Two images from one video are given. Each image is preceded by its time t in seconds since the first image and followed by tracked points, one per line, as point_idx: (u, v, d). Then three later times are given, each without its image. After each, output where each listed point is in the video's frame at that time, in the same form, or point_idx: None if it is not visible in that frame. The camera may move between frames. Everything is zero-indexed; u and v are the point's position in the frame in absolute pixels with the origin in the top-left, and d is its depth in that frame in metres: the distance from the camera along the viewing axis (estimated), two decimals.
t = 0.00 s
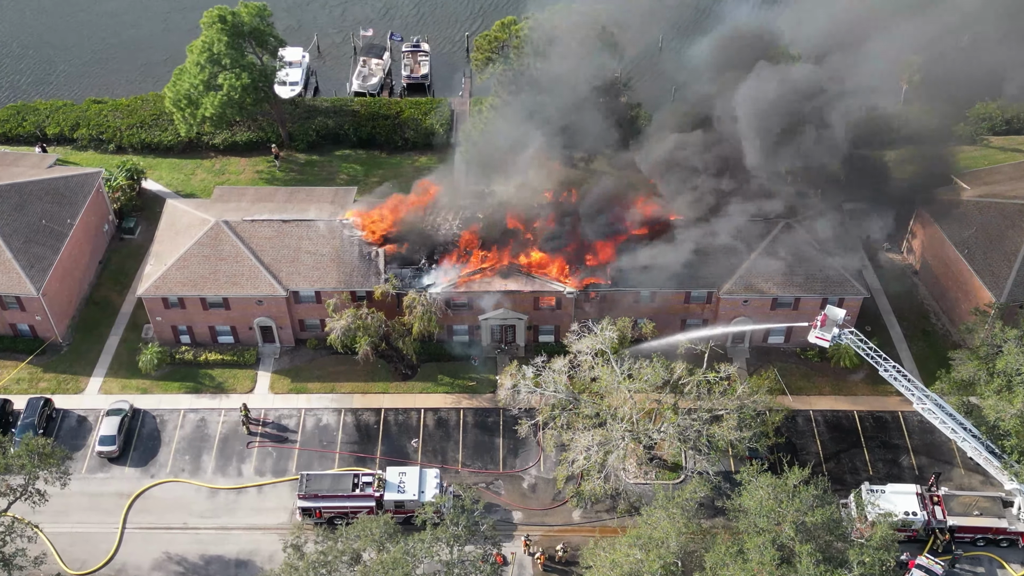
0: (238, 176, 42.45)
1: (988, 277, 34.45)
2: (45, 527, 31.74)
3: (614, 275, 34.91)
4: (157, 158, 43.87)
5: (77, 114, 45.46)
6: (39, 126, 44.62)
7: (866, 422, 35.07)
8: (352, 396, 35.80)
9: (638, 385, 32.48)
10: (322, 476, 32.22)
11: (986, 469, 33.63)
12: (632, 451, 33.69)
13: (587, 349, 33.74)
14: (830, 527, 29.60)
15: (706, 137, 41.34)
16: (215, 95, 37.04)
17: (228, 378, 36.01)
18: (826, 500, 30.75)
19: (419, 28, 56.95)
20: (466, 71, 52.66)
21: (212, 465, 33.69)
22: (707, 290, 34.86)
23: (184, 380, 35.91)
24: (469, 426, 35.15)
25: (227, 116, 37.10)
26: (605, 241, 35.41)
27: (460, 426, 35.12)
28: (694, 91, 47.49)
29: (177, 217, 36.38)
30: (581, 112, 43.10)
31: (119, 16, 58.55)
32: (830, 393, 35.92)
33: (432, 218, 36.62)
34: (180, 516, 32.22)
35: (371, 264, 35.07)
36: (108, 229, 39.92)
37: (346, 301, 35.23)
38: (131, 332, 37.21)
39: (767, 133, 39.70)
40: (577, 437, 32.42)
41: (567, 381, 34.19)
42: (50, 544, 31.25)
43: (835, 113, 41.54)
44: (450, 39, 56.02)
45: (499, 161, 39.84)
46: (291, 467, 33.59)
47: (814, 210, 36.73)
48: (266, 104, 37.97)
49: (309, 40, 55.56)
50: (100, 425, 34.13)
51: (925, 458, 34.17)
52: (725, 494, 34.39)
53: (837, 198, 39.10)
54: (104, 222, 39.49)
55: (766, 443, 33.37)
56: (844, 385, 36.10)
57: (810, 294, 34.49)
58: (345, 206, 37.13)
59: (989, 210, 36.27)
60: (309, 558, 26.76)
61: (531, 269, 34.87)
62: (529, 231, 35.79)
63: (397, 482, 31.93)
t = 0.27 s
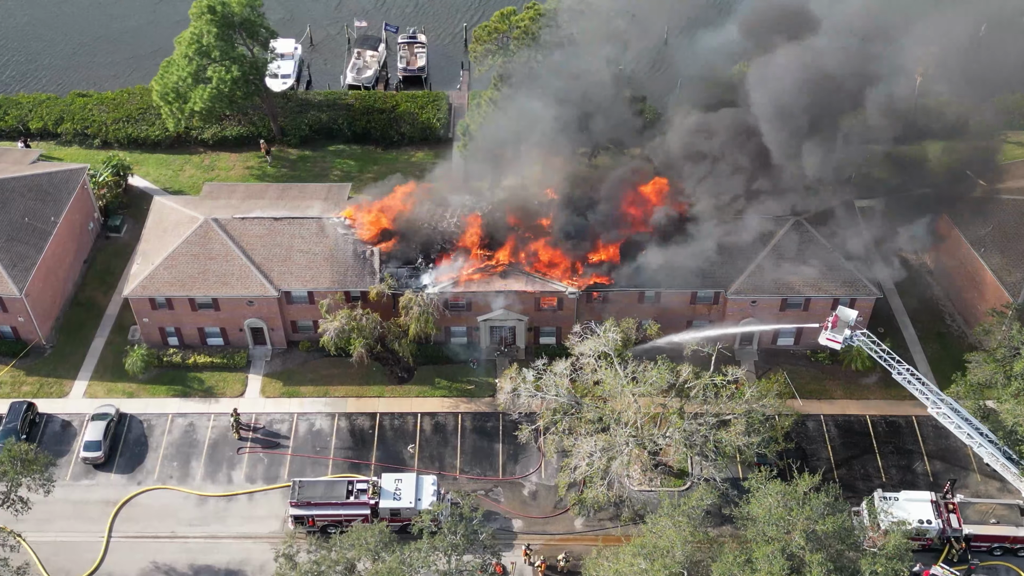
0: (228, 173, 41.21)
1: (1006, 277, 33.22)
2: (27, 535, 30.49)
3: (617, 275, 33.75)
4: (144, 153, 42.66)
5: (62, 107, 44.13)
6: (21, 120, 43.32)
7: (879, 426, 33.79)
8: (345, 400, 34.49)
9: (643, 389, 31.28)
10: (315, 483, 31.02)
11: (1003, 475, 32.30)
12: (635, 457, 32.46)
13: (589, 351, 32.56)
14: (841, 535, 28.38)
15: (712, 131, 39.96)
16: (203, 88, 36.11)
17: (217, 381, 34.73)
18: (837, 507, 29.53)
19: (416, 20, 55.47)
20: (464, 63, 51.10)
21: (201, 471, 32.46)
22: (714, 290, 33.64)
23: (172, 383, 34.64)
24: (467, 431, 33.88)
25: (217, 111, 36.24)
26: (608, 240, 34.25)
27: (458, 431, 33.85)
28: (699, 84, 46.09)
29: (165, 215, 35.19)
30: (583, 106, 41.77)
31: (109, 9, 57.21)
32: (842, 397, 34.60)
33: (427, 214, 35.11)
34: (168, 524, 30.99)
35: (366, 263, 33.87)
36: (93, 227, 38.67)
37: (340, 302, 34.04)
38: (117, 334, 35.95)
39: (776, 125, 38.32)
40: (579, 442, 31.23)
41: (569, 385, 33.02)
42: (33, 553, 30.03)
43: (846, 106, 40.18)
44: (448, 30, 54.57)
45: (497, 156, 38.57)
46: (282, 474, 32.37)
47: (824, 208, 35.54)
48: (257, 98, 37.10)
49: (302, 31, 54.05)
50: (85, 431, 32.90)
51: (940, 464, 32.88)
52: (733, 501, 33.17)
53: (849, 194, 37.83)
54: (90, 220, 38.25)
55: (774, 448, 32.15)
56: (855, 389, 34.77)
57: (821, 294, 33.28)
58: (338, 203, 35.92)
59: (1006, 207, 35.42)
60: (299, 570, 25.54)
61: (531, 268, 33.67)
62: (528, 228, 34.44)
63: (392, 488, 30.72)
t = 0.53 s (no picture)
0: (217, 168, 40.02)
1: None
2: (7, 544, 29.25)
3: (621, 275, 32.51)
4: (130, 148, 41.38)
5: (44, 100, 42.77)
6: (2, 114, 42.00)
7: (893, 431, 32.46)
8: (339, 404, 33.19)
9: (648, 392, 30.05)
10: (308, 490, 29.85)
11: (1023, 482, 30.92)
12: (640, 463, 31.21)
13: (592, 353, 31.32)
14: (853, 544, 27.18)
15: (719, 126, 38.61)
16: (190, 79, 35.23)
17: (206, 385, 33.45)
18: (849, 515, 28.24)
19: (414, 10, 53.86)
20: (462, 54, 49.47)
21: (189, 478, 31.22)
22: (721, 289, 32.45)
23: (159, 387, 33.35)
24: (466, 436, 32.58)
25: (205, 104, 35.46)
26: (610, 238, 33.04)
27: (456, 436, 32.56)
28: (706, 76, 44.59)
29: (152, 212, 33.94)
30: (586, 99, 40.39)
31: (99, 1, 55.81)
32: (855, 400, 33.28)
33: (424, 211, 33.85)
34: (154, 532, 29.76)
35: (360, 262, 32.61)
36: (77, 224, 37.40)
37: (334, 303, 32.89)
38: (103, 335, 34.68)
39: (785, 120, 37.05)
40: (581, 448, 30.02)
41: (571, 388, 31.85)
42: (14, 561, 28.78)
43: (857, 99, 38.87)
44: (446, 20, 52.93)
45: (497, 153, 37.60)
46: (274, 481, 31.14)
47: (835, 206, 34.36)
48: (247, 90, 36.32)
49: (295, 21, 52.35)
50: (69, 436, 31.66)
51: (957, 471, 31.50)
52: (740, 509, 31.89)
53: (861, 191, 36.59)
54: (73, 216, 36.97)
55: (784, 454, 30.90)
56: (869, 393, 33.36)
57: (833, 294, 32.05)
58: (332, 198, 34.58)
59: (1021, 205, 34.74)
60: None
61: (531, 266, 32.49)
62: (528, 226, 33.19)
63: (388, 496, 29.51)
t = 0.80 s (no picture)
0: (201, 162, 38.55)
1: None
2: None
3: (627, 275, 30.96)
4: (110, 140, 39.79)
5: (20, 91, 41.03)
6: None
7: (913, 438, 30.83)
8: (329, 410, 31.58)
9: (654, 398, 28.47)
10: (297, 500, 28.19)
11: None
12: (646, 472, 29.62)
13: (596, 356, 29.71)
14: (871, 557, 25.83)
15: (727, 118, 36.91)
16: (175, 70, 34.25)
17: (189, 390, 31.83)
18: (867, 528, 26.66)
19: None
20: (459, 41, 47.56)
21: (171, 488, 29.61)
22: (733, 289, 30.92)
23: (140, 392, 31.74)
24: (463, 444, 30.94)
25: (189, 94, 34.31)
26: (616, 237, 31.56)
27: (453, 444, 30.93)
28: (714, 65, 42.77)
29: (132, 208, 32.40)
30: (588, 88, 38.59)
31: None
32: (873, 405, 31.62)
33: (419, 204, 32.12)
34: (135, 546, 28.19)
35: (353, 261, 31.16)
36: (53, 221, 35.72)
37: (324, 304, 31.33)
38: (82, 337, 33.08)
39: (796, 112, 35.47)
40: (584, 456, 28.45)
41: (575, 393, 30.28)
42: None
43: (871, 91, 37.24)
44: (442, 5, 50.90)
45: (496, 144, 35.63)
46: (261, 491, 29.55)
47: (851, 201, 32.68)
48: (232, 80, 35.16)
49: (283, 5, 50.22)
50: (45, 444, 30.07)
51: (979, 480, 29.87)
52: (752, 520, 30.27)
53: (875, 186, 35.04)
54: (50, 213, 35.32)
55: (799, 463, 29.33)
56: (886, 398, 31.72)
57: (849, 293, 30.51)
58: (323, 193, 32.99)
59: None
60: None
61: (532, 266, 31.02)
62: (528, 221, 31.37)
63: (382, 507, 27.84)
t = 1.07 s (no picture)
0: (185, 156, 37.13)
1: None
2: None
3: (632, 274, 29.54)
4: (89, 133, 38.28)
5: None
6: None
7: (934, 445, 29.29)
8: (320, 416, 30.05)
9: (662, 404, 26.90)
10: (286, 511, 26.63)
11: None
12: (653, 482, 28.06)
13: (600, 360, 28.13)
14: (890, 572, 24.52)
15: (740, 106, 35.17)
16: (156, 58, 33.46)
17: (173, 395, 30.32)
18: (886, 541, 25.15)
19: None
20: (455, 29, 45.94)
21: (153, 499, 28.10)
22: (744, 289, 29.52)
23: (121, 398, 30.23)
24: (460, 452, 29.39)
25: (172, 83, 33.60)
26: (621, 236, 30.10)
27: (450, 452, 29.38)
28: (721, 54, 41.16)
29: (112, 204, 30.92)
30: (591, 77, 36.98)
31: None
32: (892, 411, 30.08)
33: (414, 202, 30.73)
34: (115, 560, 26.71)
35: (345, 259, 29.67)
36: (30, 218, 34.19)
37: (315, 305, 29.88)
38: (60, 339, 31.58)
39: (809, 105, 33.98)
40: (588, 466, 26.92)
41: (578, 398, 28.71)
42: None
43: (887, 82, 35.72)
44: None
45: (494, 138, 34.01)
46: (248, 502, 28.04)
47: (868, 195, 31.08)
48: (217, 69, 34.39)
49: None
50: (21, 453, 28.56)
51: (1004, 490, 28.31)
52: (765, 532, 28.58)
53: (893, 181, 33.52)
54: (26, 209, 33.81)
55: (814, 472, 27.80)
56: (906, 404, 30.19)
57: (866, 294, 29.13)
58: (313, 188, 31.50)
59: None
60: None
61: (533, 265, 29.57)
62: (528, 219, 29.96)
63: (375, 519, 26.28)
